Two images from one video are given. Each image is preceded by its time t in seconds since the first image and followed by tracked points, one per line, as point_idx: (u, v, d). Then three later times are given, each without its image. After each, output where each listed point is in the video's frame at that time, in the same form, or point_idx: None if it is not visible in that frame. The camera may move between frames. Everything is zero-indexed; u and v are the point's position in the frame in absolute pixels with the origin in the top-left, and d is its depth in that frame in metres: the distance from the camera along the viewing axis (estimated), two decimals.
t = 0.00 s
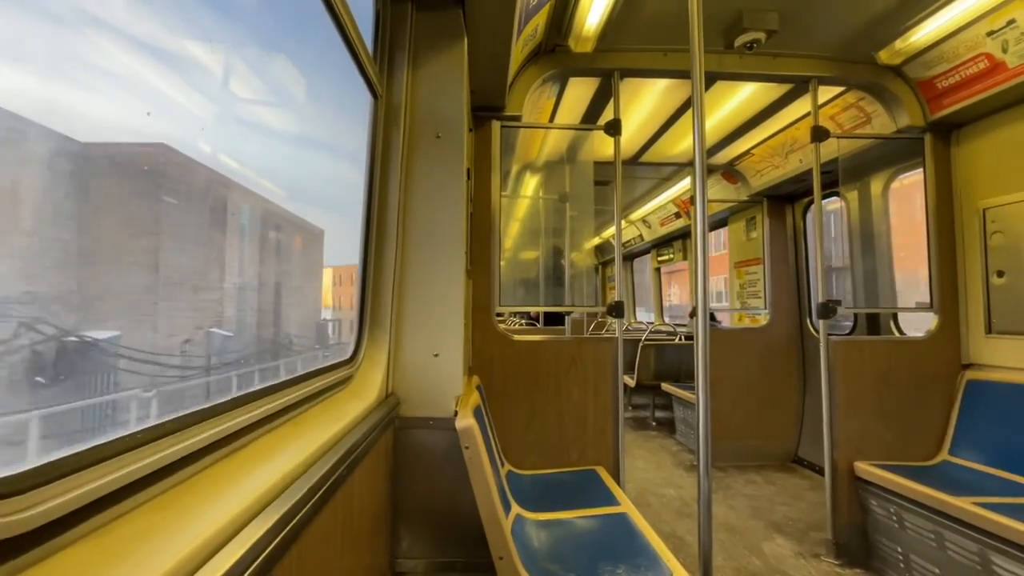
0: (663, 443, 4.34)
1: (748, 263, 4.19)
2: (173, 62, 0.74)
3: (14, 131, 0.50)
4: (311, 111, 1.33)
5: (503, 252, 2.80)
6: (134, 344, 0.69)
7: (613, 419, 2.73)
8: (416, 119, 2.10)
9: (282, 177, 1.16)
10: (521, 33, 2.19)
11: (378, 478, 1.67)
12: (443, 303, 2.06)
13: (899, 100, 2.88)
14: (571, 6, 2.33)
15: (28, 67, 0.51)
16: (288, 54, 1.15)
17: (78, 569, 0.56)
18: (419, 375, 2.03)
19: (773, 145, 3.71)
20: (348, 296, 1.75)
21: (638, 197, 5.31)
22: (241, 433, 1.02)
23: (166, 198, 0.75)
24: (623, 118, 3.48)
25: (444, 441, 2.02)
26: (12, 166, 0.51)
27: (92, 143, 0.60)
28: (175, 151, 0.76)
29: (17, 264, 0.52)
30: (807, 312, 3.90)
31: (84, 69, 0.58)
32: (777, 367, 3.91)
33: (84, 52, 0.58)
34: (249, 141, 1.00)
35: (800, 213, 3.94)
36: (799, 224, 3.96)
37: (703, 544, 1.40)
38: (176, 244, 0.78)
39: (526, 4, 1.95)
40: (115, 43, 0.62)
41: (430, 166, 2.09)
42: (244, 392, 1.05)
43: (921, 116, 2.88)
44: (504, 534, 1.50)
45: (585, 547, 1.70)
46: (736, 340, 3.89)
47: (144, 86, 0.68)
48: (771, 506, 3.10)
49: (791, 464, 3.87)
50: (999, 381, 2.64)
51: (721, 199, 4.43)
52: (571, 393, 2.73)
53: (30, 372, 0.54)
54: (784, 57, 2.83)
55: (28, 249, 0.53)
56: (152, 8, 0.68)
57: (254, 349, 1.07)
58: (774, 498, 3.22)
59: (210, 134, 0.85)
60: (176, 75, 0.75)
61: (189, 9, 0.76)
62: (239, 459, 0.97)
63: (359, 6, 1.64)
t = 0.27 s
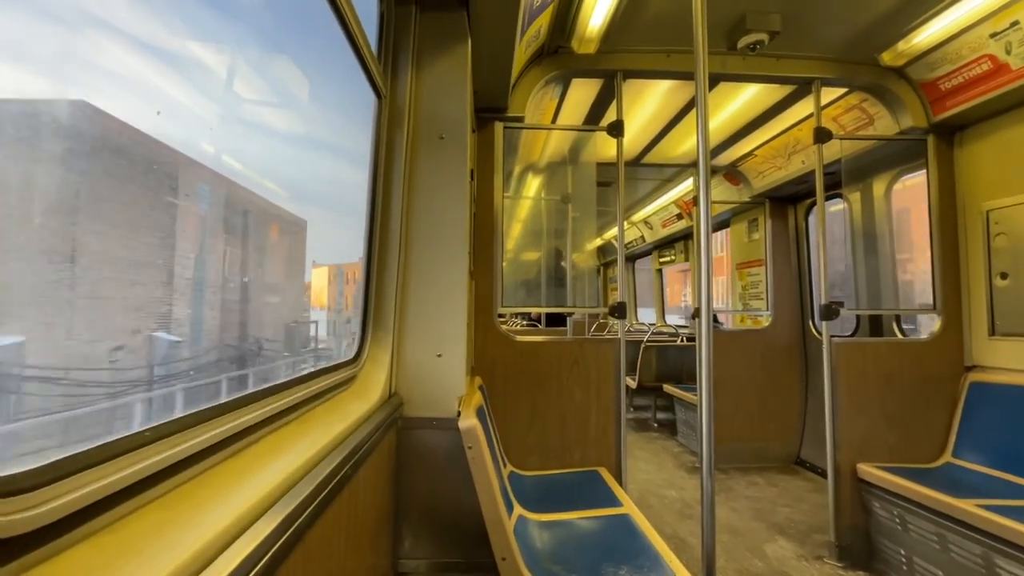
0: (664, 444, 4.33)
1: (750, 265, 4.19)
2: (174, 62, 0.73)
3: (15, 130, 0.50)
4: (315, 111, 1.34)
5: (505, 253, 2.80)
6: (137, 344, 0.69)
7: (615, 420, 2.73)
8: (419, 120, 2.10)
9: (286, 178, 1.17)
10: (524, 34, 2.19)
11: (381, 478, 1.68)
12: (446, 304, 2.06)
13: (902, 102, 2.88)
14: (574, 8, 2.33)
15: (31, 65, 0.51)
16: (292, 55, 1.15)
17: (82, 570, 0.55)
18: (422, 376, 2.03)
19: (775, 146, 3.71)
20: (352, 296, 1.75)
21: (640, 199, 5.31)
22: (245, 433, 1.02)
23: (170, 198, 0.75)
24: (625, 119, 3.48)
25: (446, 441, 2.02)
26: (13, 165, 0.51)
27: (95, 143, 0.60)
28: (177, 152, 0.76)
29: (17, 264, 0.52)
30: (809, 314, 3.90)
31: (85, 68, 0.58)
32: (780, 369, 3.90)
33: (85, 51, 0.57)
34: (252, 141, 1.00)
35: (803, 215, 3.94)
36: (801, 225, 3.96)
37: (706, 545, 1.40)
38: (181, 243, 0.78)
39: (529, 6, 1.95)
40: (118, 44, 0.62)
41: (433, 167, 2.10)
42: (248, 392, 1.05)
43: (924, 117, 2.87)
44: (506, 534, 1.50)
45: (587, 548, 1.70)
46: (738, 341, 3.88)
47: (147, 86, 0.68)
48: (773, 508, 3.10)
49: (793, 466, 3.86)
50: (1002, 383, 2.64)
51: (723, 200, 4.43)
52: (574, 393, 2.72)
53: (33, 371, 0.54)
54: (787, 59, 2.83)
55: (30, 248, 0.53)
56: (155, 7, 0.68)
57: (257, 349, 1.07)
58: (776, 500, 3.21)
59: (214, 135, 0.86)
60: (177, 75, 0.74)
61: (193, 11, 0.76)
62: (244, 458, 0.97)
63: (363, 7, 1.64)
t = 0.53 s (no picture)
0: (664, 446, 4.33)
1: (751, 267, 4.18)
2: (175, 62, 0.73)
3: (12, 130, 0.50)
4: (316, 112, 1.34)
5: (506, 255, 2.79)
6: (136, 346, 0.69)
7: (615, 421, 2.72)
8: (419, 122, 2.11)
9: (287, 179, 1.17)
10: (525, 36, 2.19)
11: (380, 479, 1.68)
12: (446, 305, 2.06)
13: (904, 104, 2.87)
14: (575, 9, 2.34)
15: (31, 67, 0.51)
16: (293, 57, 1.15)
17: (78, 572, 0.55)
18: (421, 377, 2.03)
19: (776, 148, 3.71)
20: (352, 297, 1.75)
21: (641, 200, 5.31)
22: (243, 435, 1.02)
23: (169, 199, 0.75)
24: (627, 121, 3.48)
25: (446, 443, 2.02)
26: (16, 168, 0.51)
27: (94, 144, 0.60)
28: (178, 152, 0.76)
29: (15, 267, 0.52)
30: (810, 316, 3.89)
31: (85, 68, 0.58)
32: (780, 371, 3.90)
33: (85, 51, 0.57)
34: (254, 143, 1.00)
35: (804, 217, 3.94)
36: (802, 227, 3.95)
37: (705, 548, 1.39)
38: (179, 245, 0.78)
39: (530, 8, 1.95)
40: (117, 45, 0.62)
41: (433, 168, 2.10)
42: (246, 393, 1.05)
43: (926, 120, 2.87)
44: (505, 536, 1.49)
45: (586, 550, 1.70)
46: (739, 343, 3.88)
47: (147, 86, 0.68)
48: (773, 510, 3.09)
49: (793, 468, 3.86)
50: (1003, 387, 2.63)
51: (724, 202, 4.43)
52: (573, 395, 2.72)
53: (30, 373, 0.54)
54: (788, 61, 2.83)
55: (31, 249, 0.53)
56: (155, 7, 0.68)
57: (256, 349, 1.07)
58: (776, 502, 3.20)
59: (216, 134, 0.86)
60: (179, 76, 0.74)
61: (195, 11, 0.76)
62: (242, 460, 0.97)
63: (364, 8, 1.64)
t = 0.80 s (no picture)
0: (666, 446, 4.32)
1: (752, 267, 4.18)
2: (176, 62, 0.73)
3: (14, 125, 0.51)
4: (318, 111, 1.34)
5: (507, 254, 2.80)
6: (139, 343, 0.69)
7: (616, 421, 2.72)
8: (422, 121, 2.11)
9: (289, 178, 1.17)
10: (528, 36, 2.19)
11: (381, 478, 1.68)
12: (448, 304, 2.06)
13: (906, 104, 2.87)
14: (577, 9, 2.34)
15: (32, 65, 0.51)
16: (295, 55, 1.16)
17: (80, 568, 0.55)
18: (423, 376, 2.03)
19: (778, 148, 3.71)
20: (354, 296, 1.75)
21: (643, 200, 5.31)
22: (245, 433, 1.02)
23: (172, 198, 0.75)
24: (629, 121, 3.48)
25: (448, 442, 2.02)
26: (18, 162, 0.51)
27: (97, 142, 0.60)
28: (180, 151, 0.76)
29: (18, 263, 0.52)
30: (812, 316, 3.89)
31: (88, 67, 0.58)
32: (782, 372, 3.89)
33: (87, 49, 0.58)
34: (257, 142, 1.00)
35: (806, 217, 3.93)
36: (804, 228, 3.95)
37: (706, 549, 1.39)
38: (182, 242, 0.78)
39: (533, 7, 1.96)
40: (119, 43, 0.62)
41: (435, 167, 2.10)
42: (248, 391, 1.05)
43: (928, 120, 2.86)
44: (506, 535, 1.49)
45: (587, 550, 1.70)
46: (741, 344, 3.88)
47: (149, 84, 0.68)
48: (774, 511, 3.09)
49: (794, 469, 3.86)
50: (1005, 388, 2.62)
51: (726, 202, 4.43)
52: (575, 394, 2.72)
53: (31, 369, 0.54)
54: (790, 61, 2.83)
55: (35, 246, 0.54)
56: (156, 6, 0.68)
57: (258, 348, 1.07)
58: (777, 503, 3.20)
59: (218, 134, 0.86)
60: (180, 75, 0.74)
61: (196, 10, 0.76)
62: (244, 458, 0.97)
63: (366, 7, 1.65)
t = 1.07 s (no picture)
0: (667, 447, 4.32)
1: (753, 267, 4.17)
2: (177, 62, 0.73)
3: (22, 121, 0.51)
4: (320, 111, 1.34)
5: (509, 254, 2.80)
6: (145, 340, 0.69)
7: (618, 421, 2.72)
8: (424, 120, 2.11)
9: (291, 177, 1.17)
10: (530, 36, 2.19)
11: (383, 478, 1.68)
12: (449, 304, 2.07)
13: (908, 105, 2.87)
14: (579, 9, 2.34)
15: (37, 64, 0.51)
16: (297, 55, 1.16)
17: (85, 566, 0.55)
18: (425, 375, 2.03)
19: (780, 149, 3.71)
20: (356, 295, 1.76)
21: (644, 201, 5.31)
22: (247, 432, 1.02)
23: (176, 196, 0.75)
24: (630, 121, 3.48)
25: (450, 442, 2.02)
26: (26, 159, 0.51)
27: (101, 140, 0.60)
28: (182, 152, 0.76)
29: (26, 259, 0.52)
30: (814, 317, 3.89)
31: (92, 66, 0.58)
32: (784, 372, 3.89)
33: (89, 47, 0.57)
34: (259, 142, 1.00)
35: (808, 218, 3.93)
36: (806, 228, 3.95)
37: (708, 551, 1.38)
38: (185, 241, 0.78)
39: (535, 7, 1.96)
40: (119, 42, 0.62)
41: (437, 166, 2.10)
42: (250, 390, 1.05)
43: (930, 121, 2.86)
44: (508, 535, 1.49)
45: (589, 550, 1.69)
46: (742, 344, 3.88)
47: (150, 84, 0.68)
48: (776, 512, 3.08)
49: (796, 470, 3.85)
50: (1008, 389, 2.61)
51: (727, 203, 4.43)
52: (577, 395, 2.72)
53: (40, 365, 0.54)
54: (792, 61, 2.82)
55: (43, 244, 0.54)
56: (154, 7, 0.68)
57: (260, 347, 1.07)
58: (779, 504, 3.20)
59: (220, 135, 0.86)
60: (181, 75, 0.74)
61: (196, 10, 0.76)
62: (246, 456, 0.97)
63: (369, 6, 1.65)
